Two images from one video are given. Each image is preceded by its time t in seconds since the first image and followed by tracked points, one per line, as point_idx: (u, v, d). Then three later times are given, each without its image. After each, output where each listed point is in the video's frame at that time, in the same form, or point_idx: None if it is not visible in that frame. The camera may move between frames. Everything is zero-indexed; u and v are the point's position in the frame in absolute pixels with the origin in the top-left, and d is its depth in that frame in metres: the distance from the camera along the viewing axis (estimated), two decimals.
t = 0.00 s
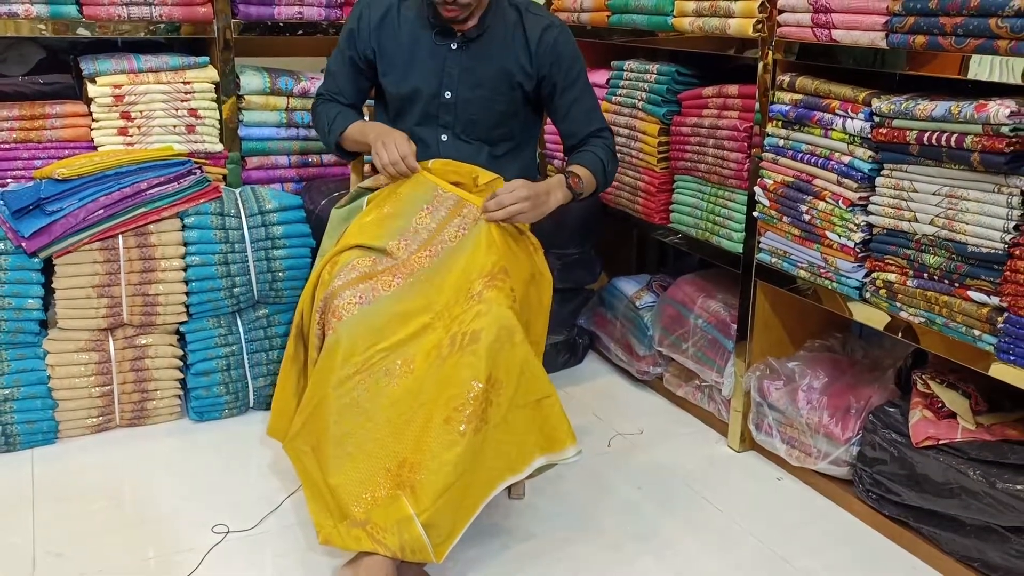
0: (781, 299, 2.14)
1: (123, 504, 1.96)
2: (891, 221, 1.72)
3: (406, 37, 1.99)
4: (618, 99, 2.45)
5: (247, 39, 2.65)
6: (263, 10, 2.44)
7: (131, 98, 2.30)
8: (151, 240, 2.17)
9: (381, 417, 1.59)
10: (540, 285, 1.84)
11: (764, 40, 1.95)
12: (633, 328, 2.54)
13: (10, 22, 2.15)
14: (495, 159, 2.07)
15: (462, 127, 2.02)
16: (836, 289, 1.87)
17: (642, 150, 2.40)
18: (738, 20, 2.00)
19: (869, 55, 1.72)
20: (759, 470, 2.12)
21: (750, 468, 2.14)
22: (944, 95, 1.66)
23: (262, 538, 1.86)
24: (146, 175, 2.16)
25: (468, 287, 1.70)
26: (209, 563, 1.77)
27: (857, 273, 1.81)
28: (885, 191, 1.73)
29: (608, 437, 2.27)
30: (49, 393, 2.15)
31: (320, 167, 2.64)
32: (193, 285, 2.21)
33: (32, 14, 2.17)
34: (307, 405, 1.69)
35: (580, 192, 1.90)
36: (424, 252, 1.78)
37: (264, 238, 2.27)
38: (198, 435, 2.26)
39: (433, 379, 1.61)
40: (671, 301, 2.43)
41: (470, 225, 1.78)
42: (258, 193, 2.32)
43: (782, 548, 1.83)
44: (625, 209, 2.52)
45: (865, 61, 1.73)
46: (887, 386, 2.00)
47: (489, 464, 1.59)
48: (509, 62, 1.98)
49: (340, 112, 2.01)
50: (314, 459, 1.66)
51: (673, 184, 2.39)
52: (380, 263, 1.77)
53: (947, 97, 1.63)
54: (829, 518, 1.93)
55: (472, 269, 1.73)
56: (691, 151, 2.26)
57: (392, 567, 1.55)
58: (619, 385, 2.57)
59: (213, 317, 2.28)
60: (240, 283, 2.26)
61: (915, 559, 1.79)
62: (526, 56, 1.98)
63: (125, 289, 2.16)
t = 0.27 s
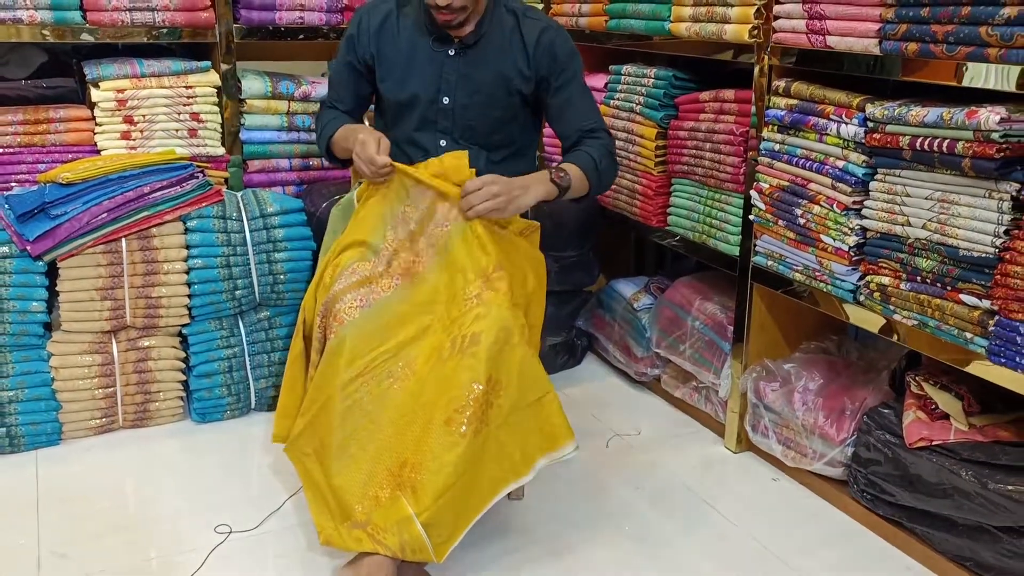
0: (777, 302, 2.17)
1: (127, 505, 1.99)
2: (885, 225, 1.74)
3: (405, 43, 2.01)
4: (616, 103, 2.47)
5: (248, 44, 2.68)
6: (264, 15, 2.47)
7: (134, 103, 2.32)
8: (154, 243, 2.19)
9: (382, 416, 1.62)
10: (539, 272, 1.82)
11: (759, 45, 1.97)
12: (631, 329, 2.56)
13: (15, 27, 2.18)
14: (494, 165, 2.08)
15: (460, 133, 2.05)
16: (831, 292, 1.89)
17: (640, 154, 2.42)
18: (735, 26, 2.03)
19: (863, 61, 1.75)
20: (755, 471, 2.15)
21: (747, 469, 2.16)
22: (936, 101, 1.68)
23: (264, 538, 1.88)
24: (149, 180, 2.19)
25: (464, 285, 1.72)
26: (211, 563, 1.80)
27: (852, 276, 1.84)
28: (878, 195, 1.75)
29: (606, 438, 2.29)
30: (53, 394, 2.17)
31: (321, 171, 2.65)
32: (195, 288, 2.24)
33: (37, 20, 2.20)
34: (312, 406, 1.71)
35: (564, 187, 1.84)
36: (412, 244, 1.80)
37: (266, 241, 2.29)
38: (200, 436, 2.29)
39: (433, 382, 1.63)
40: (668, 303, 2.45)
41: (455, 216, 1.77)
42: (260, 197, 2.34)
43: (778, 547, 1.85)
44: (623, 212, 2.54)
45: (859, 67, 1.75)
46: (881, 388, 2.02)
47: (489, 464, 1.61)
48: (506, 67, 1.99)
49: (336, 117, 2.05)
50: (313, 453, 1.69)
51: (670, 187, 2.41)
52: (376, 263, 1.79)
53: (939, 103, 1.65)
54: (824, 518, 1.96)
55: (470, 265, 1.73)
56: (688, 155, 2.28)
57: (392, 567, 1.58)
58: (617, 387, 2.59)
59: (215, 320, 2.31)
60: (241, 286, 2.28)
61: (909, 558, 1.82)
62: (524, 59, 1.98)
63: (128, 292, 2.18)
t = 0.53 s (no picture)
0: (773, 307, 2.19)
1: (132, 510, 2.01)
2: (878, 232, 1.77)
3: (405, 50, 2.05)
4: (614, 111, 2.49)
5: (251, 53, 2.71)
6: (266, 25, 2.50)
7: (138, 112, 2.35)
8: (158, 250, 2.22)
9: (381, 422, 1.64)
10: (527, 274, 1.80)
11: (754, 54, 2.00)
12: (630, 334, 2.59)
13: (21, 38, 2.21)
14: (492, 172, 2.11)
15: (460, 139, 2.08)
16: (826, 297, 1.92)
17: (637, 161, 2.45)
18: (730, 34, 2.04)
19: (856, 71, 1.77)
20: (752, 474, 2.17)
21: (744, 473, 2.18)
22: (928, 110, 1.71)
23: (267, 542, 1.91)
24: (153, 188, 2.21)
25: (456, 289, 1.74)
26: (215, 566, 1.82)
27: (846, 282, 1.86)
28: (872, 202, 1.78)
29: (605, 442, 2.32)
30: (58, 400, 2.20)
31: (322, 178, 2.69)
32: (199, 294, 2.27)
33: (42, 31, 2.23)
34: (313, 413, 1.74)
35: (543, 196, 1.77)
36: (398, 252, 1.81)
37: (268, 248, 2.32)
38: (203, 441, 2.31)
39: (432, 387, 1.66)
40: (666, 308, 2.48)
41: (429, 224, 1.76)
42: (262, 204, 2.37)
43: (774, 549, 1.88)
44: (621, 218, 2.57)
45: (852, 77, 1.78)
46: (876, 392, 2.05)
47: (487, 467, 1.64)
48: (504, 74, 2.01)
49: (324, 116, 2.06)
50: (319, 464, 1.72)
51: (667, 194, 2.44)
52: (368, 271, 1.81)
53: (930, 112, 1.68)
54: (820, 521, 1.98)
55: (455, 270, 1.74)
56: (685, 162, 2.31)
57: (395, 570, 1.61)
58: (616, 391, 2.62)
59: (218, 326, 2.33)
60: (245, 292, 2.32)
61: (903, 560, 1.84)
62: (521, 65, 2.00)
63: (132, 299, 2.21)
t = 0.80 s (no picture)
0: (768, 314, 2.23)
1: (137, 517, 2.04)
2: (869, 239, 1.81)
3: (407, 60, 2.09)
4: (611, 122, 2.54)
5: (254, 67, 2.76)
6: (269, 40, 2.55)
7: (143, 126, 2.40)
8: (163, 261, 2.26)
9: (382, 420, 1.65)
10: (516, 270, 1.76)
11: (747, 67, 2.06)
12: (628, 342, 2.63)
13: (29, 54, 2.25)
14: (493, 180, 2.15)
15: (461, 148, 2.12)
16: (819, 304, 1.96)
17: (634, 172, 2.49)
18: (723, 47, 2.09)
19: (846, 82, 1.82)
20: (749, 479, 2.21)
21: (740, 477, 2.22)
22: (916, 121, 1.76)
23: (272, 547, 1.94)
24: (158, 201, 2.25)
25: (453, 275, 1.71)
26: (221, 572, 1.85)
27: (838, 289, 1.90)
28: (863, 210, 1.82)
29: (604, 448, 2.35)
30: (65, 409, 2.23)
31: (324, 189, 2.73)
32: (203, 304, 2.31)
33: (50, 47, 2.28)
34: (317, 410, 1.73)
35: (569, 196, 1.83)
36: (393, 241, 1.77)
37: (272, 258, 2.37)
38: (207, 449, 2.34)
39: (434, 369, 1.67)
40: (663, 316, 2.52)
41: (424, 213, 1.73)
42: (265, 216, 2.42)
43: (770, 552, 1.91)
44: (618, 228, 2.61)
45: (842, 88, 1.83)
46: (870, 397, 2.08)
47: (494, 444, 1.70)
48: (505, 84, 2.06)
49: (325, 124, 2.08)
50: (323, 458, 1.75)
51: (663, 204, 2.48)
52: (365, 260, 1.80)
53: (918, 122, 1.73)
54: (816, 524, 2.01)
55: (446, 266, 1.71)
56: (681, 172, 2.35)
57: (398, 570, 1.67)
58: (614, 399, 2.65)
59: (222, 335, 2.37)
60: (248, 302, 2.36)
61: (897, 562, 1.87)
62: (522, 75, 2.05)
63: (138, 309, 2.25)
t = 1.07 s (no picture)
0: (769, 310, 2.26)
1: (148, 510, 2.07)
2: (869, 235, 1.84)
3: (416, 58, 2.12)
4: (613, 122, 2.57)
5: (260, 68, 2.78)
6: (275, 41, 2.58)
7: (151, 126, 2.42)
8: (172, 259, 2.29)
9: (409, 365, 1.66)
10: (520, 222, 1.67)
11: (748, 67, 2.09)
12: (631, 339, 2.65)
13: (39, 55, 2.28)
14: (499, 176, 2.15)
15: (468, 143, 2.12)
16: (821, 299, 1.98)
17: (637, 171, 2.52)
18: (724, 48, 2.12)
19: (846, 81, 1.85)
20: (751, 473, 2.23)
21: (743, 472, 2.24)
22: (915, 118, 1.79)
23: (281, 541, 1.97)
24: (167, 199, 2.28)
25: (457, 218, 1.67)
26: (231, 564, 1.88)
27: (839, 284, 1.93)
28: (863, 207, 1.85)
29: (608, 443, 2.38)
30: (75, 406, 2.26)
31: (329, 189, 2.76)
32: (211, 302, 2.35)
33: (60, 48, 2.30)
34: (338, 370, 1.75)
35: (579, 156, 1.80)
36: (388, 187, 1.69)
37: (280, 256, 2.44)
38: (215, 445, 2.37)
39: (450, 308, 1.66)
40: (666, 313, 2.55)
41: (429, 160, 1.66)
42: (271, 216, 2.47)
43: (772, 544, 1.94)
44: (621, 226, 2.64)
45: (843, 86, 1.85)
46: (870, 391, 2.11)
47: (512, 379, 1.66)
48: (512, 80, 2.08)
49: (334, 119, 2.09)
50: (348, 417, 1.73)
51: (666, 202, 2.51)
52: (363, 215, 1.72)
53: (917, 119, 1.75)
54: (817, 516, 2.04)
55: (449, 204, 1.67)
56: (683, 171, 2.38)
57: (406, 567, 1.60)
58: (618, 395, 2.68)
59: (230, 333, 2.40)
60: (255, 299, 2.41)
61: (898, 553, 1.90)
62: (530, 71, 2.08)
63: (148, 306, 2.28)
